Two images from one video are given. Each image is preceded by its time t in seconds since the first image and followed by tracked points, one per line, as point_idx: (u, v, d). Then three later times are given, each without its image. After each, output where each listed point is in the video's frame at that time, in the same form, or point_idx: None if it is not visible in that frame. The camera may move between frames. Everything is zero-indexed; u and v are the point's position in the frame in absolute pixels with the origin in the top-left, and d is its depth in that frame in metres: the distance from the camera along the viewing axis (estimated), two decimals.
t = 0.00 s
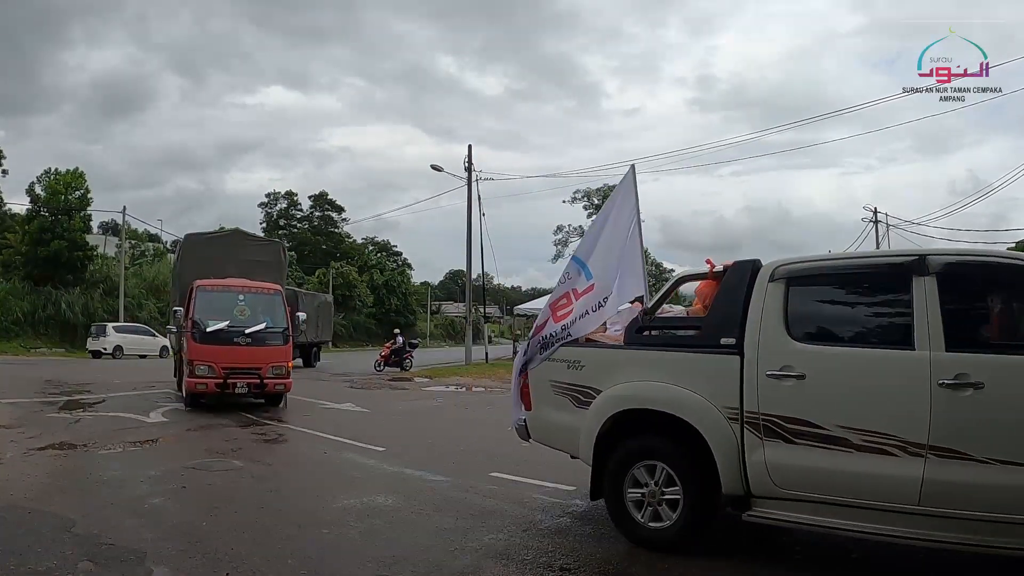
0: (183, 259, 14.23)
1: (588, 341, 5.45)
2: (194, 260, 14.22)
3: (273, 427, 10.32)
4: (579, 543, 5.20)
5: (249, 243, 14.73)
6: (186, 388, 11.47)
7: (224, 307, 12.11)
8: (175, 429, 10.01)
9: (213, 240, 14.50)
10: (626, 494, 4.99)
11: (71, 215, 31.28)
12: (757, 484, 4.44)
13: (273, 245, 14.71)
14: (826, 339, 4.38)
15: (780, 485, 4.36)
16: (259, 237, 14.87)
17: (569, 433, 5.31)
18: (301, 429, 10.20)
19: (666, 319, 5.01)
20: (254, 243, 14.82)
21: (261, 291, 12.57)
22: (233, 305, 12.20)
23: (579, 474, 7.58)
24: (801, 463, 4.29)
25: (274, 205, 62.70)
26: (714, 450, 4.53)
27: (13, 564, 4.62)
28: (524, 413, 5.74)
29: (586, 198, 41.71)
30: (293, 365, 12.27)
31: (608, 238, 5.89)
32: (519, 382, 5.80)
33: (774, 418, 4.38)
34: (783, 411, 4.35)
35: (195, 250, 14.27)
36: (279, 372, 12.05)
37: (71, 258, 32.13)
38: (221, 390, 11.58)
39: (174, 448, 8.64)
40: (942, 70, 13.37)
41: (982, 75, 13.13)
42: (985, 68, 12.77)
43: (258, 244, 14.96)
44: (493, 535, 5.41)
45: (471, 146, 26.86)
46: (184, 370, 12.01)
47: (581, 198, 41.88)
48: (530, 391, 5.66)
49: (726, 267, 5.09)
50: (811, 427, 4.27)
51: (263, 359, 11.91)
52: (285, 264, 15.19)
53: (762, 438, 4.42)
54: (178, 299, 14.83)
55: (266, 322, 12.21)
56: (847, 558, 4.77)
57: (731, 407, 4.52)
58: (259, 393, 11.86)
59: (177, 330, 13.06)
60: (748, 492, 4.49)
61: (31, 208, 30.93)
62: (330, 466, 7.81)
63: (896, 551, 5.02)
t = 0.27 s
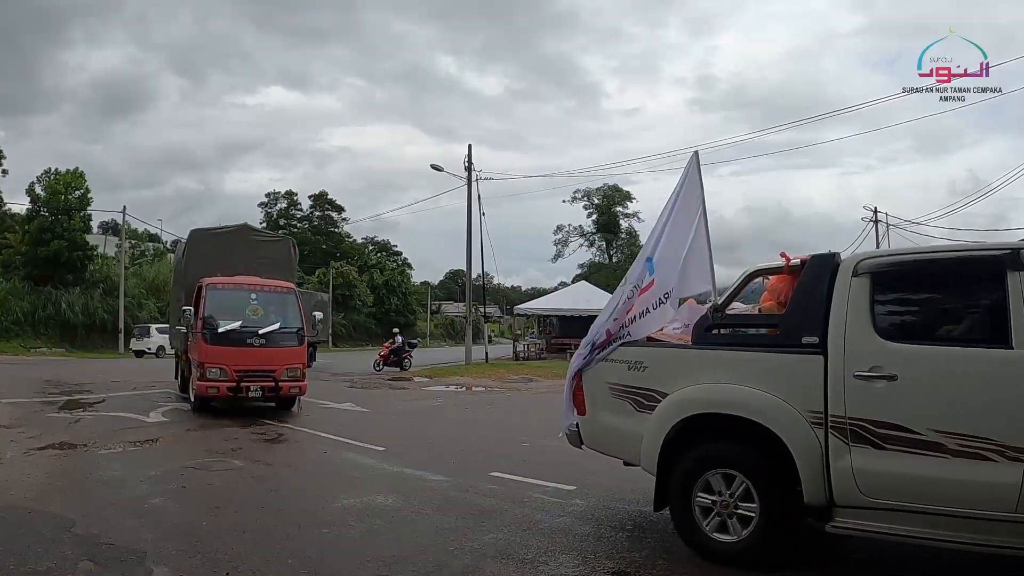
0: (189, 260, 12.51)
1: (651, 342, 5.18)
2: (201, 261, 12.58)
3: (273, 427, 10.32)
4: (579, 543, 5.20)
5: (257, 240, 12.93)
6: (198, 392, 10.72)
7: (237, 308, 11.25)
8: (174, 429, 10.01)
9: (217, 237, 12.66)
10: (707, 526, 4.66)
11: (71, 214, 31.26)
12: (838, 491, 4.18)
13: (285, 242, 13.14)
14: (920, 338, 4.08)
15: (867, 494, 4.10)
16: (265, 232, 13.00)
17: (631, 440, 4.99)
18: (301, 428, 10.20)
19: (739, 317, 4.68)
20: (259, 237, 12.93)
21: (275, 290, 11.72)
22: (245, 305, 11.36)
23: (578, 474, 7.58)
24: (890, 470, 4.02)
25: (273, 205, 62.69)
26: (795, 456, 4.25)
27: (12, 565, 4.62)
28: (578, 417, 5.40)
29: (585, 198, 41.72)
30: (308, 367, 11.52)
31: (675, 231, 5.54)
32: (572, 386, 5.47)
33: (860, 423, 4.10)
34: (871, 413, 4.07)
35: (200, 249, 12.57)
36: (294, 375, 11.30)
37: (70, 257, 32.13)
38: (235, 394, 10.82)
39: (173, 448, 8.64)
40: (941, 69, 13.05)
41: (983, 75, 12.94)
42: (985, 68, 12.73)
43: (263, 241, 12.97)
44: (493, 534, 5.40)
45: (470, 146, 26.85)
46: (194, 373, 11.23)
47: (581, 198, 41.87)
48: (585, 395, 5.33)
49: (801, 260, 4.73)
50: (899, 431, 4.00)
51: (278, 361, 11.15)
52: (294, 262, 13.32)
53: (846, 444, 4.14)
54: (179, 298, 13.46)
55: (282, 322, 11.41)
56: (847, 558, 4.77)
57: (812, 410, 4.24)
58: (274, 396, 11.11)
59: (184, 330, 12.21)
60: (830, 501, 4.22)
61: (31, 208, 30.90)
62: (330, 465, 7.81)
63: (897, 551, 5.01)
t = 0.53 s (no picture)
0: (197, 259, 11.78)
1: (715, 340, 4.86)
2: (211, 259, 11.88)
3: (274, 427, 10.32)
4: (582, 544, 5.18)
5: (269, 237, 12.25)
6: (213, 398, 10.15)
7: (251, 308, 10.67)
8: (175, 429, 10.01)
9: (227, 233, 11.98)
10: (801, 548, 4.31)
11: (72, 215, 31.29)
12: (923, 497, 3.94)
13: (298, 238, 12.46)
14: (1009, 335, 3.87)
15: (954, 501, 3.86)
16: (277, 228, 12.31)
17: (695, 447, 4.74)
18: (302, 428, 10.20)
19: (814, 314, 4.44)
20: (271, 234, 12.25)
21: (290, 288, 11.13)
22: (260, 305, 10.80)
23: (579, 473, 7.59)
24: (981, 477, 3.79)
25: (274, 206, 62.70)
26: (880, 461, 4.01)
27: (13, 565, 4.63)
28: (635, 422, 5.13)
29: (586, 198, 41.69)
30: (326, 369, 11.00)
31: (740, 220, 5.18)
32: (628, 388, 5.20)
33: (952, 427, 3.85)
34: (959, 415, 3.84)
35: (209, 247, 11.87)
36: (312, 378, 10.76)
37: (71, 258, 32.15)
38: (251, 400, 10.26)
39: (174, 448, 8.63)
40: (941, 69, 11.89)
41: (982, 75, 12.10)
42: (987, 65, 12.28)
43: (275, 238, 12.30)
44: (494, 534, 5.40)
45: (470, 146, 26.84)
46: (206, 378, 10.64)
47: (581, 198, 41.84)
48: (643, 396, 5.06)
49: (886, 255, 4.47)
50: (991, 434, 3.77)
51: (296, 363, 10.61)
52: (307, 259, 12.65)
53: (935, 449, 3.90)
54: (184, 299, 12.71)
55: (299, 324, 10.88)
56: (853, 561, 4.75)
57: (899, 413, 4.00)
58: (291, 401, 10.58)
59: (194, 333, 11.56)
60: (913, 508, 3.98)
61: (32, 208, 30.91)
62: (331, 466, 7.81)
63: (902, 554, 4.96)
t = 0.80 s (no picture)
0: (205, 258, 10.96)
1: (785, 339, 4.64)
2: (222, 256, 11.06)
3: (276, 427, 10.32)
4: (583, 544, 5.18)
5: (282, 232, 11.52)
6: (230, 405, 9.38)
7: (269, 309, 10.03)
8: (177, 429, 10.01)
9: (238, 229, 11.20)
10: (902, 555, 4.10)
11: (73, 215, 31.32)
12: (1015, 502, 3.82)
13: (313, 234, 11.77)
14: None
15: None
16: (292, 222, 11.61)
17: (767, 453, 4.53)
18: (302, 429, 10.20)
19: (897, 310, 4.26)
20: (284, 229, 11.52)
21: (308, 287, 10.49)
22: (278, 305, 10.15)
23: (580, 473, 7.58)
24: None
25: (275, 206, 62.73)
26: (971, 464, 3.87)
27: (14, 564, 4.63)
28: (700, 426, 4.92)
29: (586, 198, 41.66)
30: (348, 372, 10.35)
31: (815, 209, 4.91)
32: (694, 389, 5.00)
33: None
34: None
35: (220, 243, 11.06)
36: (334, 382, 10.08)
37: (72, 258, 32.18)
38: (270, 407, 9.50)
39: (176, 448, 8.64)
40: (941, 69, 11.77)
41: (982, 76, 11.85)
42: (986, 66, 12.04)
43: (289, 233, 11.57)
44: (495, 534, 5.39)
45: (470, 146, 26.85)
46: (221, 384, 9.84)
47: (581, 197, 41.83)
48: (708, 399, 4.85)
49: (971, 249, 4.30)
50: None
51: (317, 367, 9.92)
52: (322, 254, 11.95)
53: None
54: (191, 300, 11.91)
55: (319, 324, 10.24)
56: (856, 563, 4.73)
57: (991, 415, 3.84)
58: (313, 407, 9.88)
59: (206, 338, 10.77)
60: (1004, 514, 3.86)
61: (33, 208, 30.92)
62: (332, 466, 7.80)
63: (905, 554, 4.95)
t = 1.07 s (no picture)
0: (217, 252, 10.37)
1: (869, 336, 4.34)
2: (237, 250, 10.47)
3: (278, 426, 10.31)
4: (586, 542, 5.15)
5: (300, 225, 10.96)
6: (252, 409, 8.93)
7: (291, 305, 9.60)
8: (178, 429, 10.00)
9: (253, 222, 10.63)
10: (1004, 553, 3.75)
11: (74, 215, 31.33)
12: None
13: (330, 227, 11.22)
14: None
15: None
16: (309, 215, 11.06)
17: (851, 457, 4.27)
18: (302, 428, 10.21)
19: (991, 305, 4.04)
20: (301, 222, 10.96)
21: (329, 284, 10.02)
22: (300, 302, 9.71)
23: (583, 472, 7.57)
24: None
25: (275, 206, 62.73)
26: None
27: (16, 565, 4.62)
28: (777, 430, 4.67)
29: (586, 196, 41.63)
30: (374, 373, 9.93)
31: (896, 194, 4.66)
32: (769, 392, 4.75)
33: None
34: None
35: (235, 236, 10.46)
36: (360, 383, 9.67)
37: (74, 258, 32.20)
38: (295, 411, 9.06)
39: (178, 448, 8.62)
40: (941, 69, 12.75)
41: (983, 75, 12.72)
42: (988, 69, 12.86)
43: (306, 226, 11.02)
44: (497, 533, 5.38)
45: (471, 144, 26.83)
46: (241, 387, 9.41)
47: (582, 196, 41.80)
48: (787, 403, 4.60)
49: None
50: None
51: (343, 368, 9.50)
52: (340, 249, 11.39)
53: None
54: (200, 296, 11.32)
55: (342, 322, 9.79)
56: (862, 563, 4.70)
57: None
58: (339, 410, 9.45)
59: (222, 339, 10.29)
60: None
61: (35, 208, 30.94)
62: (334, 465, 7.79)
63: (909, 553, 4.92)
